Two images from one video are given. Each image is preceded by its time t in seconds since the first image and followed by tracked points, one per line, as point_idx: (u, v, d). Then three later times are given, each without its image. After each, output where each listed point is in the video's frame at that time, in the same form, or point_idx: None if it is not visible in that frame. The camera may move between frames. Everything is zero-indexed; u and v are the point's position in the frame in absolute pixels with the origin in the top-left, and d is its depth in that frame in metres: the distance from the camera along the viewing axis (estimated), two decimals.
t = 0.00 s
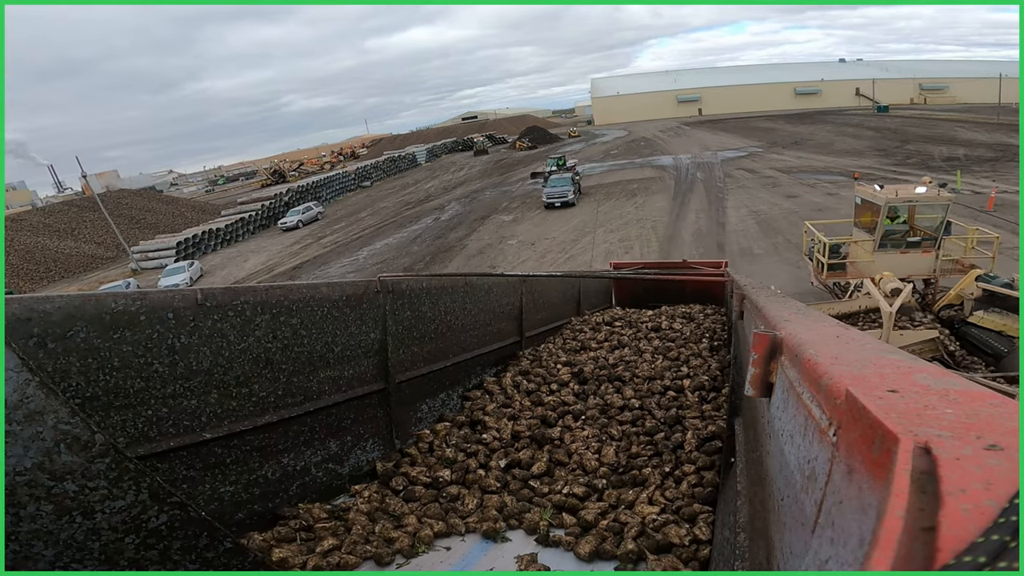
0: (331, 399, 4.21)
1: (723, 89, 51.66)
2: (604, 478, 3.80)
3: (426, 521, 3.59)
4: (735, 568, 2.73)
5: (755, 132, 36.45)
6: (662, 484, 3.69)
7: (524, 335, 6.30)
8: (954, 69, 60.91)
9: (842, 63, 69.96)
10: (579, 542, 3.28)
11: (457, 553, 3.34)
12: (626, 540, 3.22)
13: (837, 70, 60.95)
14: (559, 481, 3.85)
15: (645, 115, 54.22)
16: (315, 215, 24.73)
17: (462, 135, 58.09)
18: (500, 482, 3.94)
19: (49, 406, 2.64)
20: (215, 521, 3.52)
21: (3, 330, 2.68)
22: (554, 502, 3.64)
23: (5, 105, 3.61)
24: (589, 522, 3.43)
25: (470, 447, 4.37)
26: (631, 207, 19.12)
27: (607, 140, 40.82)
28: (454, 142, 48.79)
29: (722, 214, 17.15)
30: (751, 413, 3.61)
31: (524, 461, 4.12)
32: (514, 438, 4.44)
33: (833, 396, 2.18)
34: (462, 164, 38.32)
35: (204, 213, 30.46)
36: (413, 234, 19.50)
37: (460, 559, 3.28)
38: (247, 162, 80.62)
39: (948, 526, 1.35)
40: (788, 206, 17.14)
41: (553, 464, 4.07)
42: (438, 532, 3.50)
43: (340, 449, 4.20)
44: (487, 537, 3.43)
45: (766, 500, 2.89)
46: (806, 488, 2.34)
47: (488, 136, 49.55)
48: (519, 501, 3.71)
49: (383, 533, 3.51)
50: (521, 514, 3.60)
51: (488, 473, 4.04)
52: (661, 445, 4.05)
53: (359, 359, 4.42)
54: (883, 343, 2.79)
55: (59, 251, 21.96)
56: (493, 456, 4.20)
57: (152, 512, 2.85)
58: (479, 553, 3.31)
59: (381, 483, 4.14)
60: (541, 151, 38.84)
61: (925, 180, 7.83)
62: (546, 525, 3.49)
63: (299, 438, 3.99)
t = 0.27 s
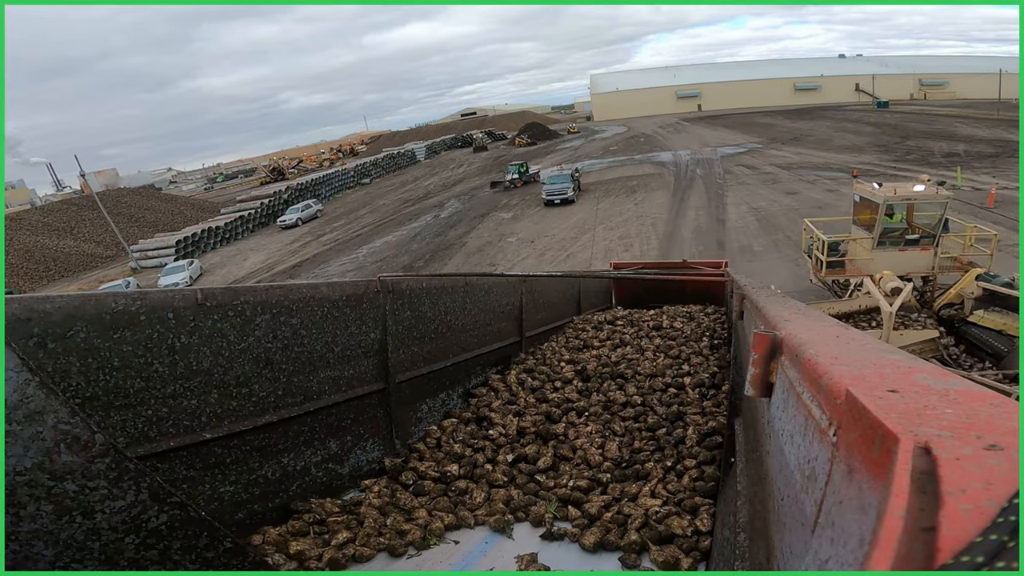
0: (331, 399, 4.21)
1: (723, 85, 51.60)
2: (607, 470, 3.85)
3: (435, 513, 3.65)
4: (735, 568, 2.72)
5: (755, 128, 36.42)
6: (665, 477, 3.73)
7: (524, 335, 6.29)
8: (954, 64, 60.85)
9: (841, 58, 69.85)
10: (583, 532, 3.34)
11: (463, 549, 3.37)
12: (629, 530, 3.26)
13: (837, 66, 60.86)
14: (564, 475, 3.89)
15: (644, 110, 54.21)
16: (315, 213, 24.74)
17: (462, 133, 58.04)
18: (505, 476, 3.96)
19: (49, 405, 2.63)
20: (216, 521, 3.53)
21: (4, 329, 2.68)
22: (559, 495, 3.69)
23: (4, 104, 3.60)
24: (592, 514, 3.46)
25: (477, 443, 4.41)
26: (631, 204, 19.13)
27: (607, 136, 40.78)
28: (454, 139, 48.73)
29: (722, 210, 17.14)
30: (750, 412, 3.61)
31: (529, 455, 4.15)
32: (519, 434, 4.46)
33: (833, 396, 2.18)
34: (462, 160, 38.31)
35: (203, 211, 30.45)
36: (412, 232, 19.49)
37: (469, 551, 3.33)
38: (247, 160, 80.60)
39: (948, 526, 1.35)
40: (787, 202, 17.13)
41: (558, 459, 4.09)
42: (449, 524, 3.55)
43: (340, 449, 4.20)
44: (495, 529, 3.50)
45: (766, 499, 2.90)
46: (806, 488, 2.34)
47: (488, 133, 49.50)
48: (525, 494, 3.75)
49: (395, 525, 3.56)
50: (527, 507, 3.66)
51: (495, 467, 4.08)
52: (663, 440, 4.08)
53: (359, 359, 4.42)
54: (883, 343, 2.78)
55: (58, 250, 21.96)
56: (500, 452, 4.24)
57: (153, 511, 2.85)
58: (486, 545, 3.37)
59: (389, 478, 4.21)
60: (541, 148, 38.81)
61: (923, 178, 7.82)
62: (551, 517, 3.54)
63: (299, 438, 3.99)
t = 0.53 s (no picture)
0: (331, 399, 4.21)
1: (722, 79, 51.49)
2: (623, 444, 4.17)
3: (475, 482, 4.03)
4: (734, 568, 2.74)
5: (755, 121, 36.37)
6: (672, 452, 3.99)
7: (524, 335, 6.28)
8: (954, 57, 60.76)
9: (841, 51, 69.72)
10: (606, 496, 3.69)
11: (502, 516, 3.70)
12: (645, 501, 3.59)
13: (836, 59, 60.77)
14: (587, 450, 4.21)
15: (644, 104, 54.15)
16: (314, 209, 24.72)
17: (460, 127, 57.96)
18: (533, 451, 4.29)
19: (49, 406, 2.63)
20: (216, 520, 3.54)
21: (4, 329, 2.68)
22: (579, 467, 4.02)
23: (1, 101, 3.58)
24: (615, 483, 3.80)
25: (506, 423, 4.73)
26: (630, 199, 19.12)
27: (606, 130, 40.72)
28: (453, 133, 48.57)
29: (722, 206, 17.13)
30: (750, 413, 3.59)
31: (552, 434, 4.45)
32: (542, 415, 4.76)
33: (833, 396, 2.17)
34: (461, 155, 38.26)
35: (203, 208, 30.43)
36: (412, 228, 19.48)
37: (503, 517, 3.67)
38: (245, 156, 80.49)
39: (947, 526, 1.35)
40: (788, 197, 17.13)
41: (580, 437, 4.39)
42: (491, 492, 3.89)
43: (340, 449, 4.20)
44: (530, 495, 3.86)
45: (767, 499, 2.89)
46: (806, 488, 2.34)
47: (487, 127, 49.39)
48: (552, 467, 4.09)
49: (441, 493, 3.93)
50: (553, 478, 3.99)
51: (523, 443, 4.41)
52: (670, 421, 4.31)
53: (359, 359, 4.42)
54: (883, 343, 2.78)
55: (58, 248, 21.97)
56: (527, 430, 4.55)
57: (153, 511, 2.86)
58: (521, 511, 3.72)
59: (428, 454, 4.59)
60: (540, 141, 38.75)
61: (924, 177, 7.81)
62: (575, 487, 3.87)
63: (300, 438, 4.00)
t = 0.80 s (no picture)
0: (331, 399, 4.20)
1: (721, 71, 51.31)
2: (644, 412, 4.58)
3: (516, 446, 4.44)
4: (735, 567, 2.80)
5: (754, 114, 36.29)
6: (682, 421, 4.39)
7: (525, 335, 6.27)
8: (953, 49, 60.67)
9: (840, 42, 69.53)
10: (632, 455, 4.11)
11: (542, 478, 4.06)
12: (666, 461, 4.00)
13: (836, 50, 60.59)
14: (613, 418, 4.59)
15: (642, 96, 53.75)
16: (312, 205, 24.69)
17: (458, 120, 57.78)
18: (563, 421, 4.67)
19: (49, 406, 2.62)
20: (216, 520, 3.54)
21: (3, 329, 2.68)
22: (604, 435, 4.39)
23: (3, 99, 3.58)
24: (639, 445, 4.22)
25: (539, 399, 5.11)
26: (630, 194, 19.11)
27: (604, 122, 40.62)
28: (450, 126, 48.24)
29: (721, 200, 17.13)
30: (750, 414, 3.61)
31: (578, 408, 4.82)
32: (569, 391, 5.13)
33: (833, 396, 2.17)
34: (459, 149, 38.20)
35: (201, 204, 30.39)
36: (410, 224, 19.47)
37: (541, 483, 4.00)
38: (243, 151, 80.35)
39: (948, 526, 1.35)
40: (787, 192, 17.12)
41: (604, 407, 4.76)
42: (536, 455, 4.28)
43: (340, 449, 4.20)
44: (570, 455, 4.28)
45: (767, 499, 2.89)
46: (806, 488, 2.34)
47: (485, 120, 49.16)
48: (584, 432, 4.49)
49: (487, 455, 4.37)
50: (581, 445, 4.35)
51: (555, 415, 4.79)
52: (679, 396, 4.68)
53: (359, 359, 4.42)
54: (883, 343, 2.78)
55: (56, 247, 21.96)
56: (557, 405, 4.93)
57: (153, 512, 2.86)
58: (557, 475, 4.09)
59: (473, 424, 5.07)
60: (539, 135, 38.66)
61: (926, 175, 7.85)
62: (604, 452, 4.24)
63: (300, 438, 4.00)
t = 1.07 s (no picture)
0: (331, 399, 4.20)
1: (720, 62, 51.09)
2: (650, 405, 4.78)
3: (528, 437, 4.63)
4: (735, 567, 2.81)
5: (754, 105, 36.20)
6: (683, 415, 4.58)
7: (525, 335, 6.25)
8: (953, 40, 60.50)
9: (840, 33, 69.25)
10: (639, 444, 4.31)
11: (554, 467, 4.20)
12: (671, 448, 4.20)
13: (836, 41, 60.41)
14: (620, 411, 4.78)
15: (641, 86, 53.44)
16: (310, 200, 24.65)
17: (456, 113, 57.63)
18: (572, 415, 4.87)
19: (49, 405, 2.62)
20: (216, 520, 3.55)
21: (3, 329, 2.67)
22: (611, 426, 4.56)
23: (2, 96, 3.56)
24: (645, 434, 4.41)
25: (548, 394, 5.30)
26: (629, 188, 19.12)
27: (603, 115, 40.54)
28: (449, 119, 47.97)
29: (721, 194, 17.13)
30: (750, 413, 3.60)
31: (586, 402, 5.00)
32: (577, 386, 5.31)
33: (833, 396, 2.17)
34: (458, 142, 38.14)
35: (199, 200, 30.36)
36: (409, 219, 19.46)
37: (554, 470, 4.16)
38: (241, 146, 80.24)
39: (948, 526, 1.34)
40: (788, 185, 17.12)
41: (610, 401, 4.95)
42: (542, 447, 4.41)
43: (340, 449, 4.20)
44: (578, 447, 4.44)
45: (767, 499, 2.88)
46: (806, 488, 2.34)
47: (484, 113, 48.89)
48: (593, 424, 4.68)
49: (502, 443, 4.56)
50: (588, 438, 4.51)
51: (564, 410, 4.98)
52: (680, 392, 4.87)
53: (359, 359, 4.41)
54: (884, 343, 2.78)
55: (55, 245, 21.96)
56: (566, 399, 5.11)
57: (152, 511, 2.86)
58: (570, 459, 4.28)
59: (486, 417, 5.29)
60: (537, 128, 38.58)
61: (927, 172, 7.85)
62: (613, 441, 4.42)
63: (300, 437, 4.00)
